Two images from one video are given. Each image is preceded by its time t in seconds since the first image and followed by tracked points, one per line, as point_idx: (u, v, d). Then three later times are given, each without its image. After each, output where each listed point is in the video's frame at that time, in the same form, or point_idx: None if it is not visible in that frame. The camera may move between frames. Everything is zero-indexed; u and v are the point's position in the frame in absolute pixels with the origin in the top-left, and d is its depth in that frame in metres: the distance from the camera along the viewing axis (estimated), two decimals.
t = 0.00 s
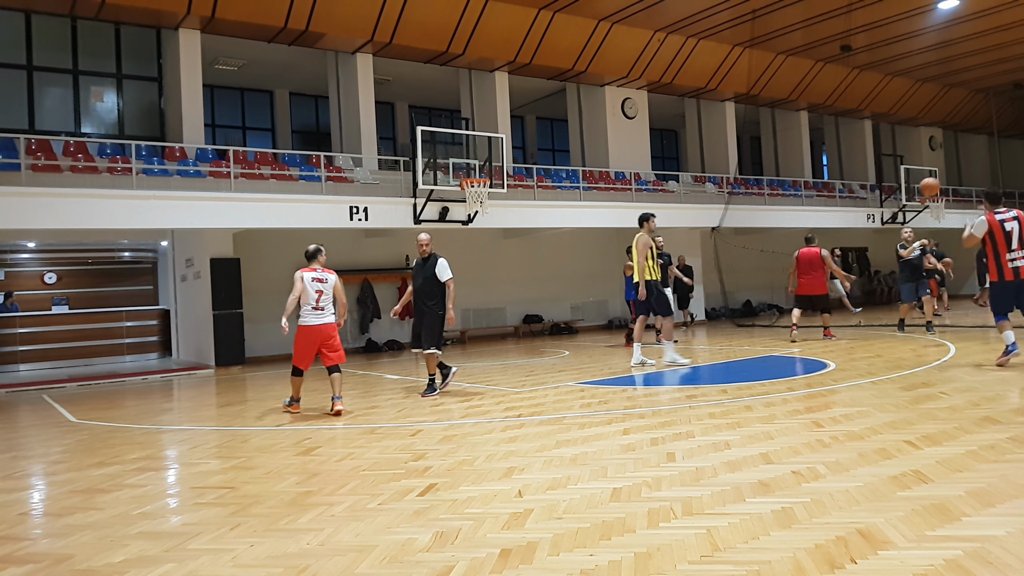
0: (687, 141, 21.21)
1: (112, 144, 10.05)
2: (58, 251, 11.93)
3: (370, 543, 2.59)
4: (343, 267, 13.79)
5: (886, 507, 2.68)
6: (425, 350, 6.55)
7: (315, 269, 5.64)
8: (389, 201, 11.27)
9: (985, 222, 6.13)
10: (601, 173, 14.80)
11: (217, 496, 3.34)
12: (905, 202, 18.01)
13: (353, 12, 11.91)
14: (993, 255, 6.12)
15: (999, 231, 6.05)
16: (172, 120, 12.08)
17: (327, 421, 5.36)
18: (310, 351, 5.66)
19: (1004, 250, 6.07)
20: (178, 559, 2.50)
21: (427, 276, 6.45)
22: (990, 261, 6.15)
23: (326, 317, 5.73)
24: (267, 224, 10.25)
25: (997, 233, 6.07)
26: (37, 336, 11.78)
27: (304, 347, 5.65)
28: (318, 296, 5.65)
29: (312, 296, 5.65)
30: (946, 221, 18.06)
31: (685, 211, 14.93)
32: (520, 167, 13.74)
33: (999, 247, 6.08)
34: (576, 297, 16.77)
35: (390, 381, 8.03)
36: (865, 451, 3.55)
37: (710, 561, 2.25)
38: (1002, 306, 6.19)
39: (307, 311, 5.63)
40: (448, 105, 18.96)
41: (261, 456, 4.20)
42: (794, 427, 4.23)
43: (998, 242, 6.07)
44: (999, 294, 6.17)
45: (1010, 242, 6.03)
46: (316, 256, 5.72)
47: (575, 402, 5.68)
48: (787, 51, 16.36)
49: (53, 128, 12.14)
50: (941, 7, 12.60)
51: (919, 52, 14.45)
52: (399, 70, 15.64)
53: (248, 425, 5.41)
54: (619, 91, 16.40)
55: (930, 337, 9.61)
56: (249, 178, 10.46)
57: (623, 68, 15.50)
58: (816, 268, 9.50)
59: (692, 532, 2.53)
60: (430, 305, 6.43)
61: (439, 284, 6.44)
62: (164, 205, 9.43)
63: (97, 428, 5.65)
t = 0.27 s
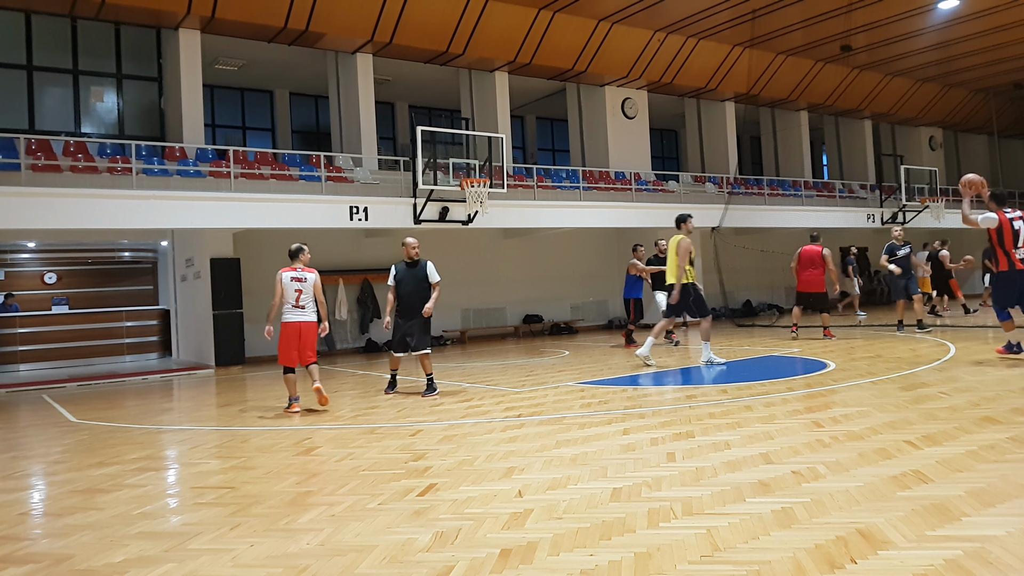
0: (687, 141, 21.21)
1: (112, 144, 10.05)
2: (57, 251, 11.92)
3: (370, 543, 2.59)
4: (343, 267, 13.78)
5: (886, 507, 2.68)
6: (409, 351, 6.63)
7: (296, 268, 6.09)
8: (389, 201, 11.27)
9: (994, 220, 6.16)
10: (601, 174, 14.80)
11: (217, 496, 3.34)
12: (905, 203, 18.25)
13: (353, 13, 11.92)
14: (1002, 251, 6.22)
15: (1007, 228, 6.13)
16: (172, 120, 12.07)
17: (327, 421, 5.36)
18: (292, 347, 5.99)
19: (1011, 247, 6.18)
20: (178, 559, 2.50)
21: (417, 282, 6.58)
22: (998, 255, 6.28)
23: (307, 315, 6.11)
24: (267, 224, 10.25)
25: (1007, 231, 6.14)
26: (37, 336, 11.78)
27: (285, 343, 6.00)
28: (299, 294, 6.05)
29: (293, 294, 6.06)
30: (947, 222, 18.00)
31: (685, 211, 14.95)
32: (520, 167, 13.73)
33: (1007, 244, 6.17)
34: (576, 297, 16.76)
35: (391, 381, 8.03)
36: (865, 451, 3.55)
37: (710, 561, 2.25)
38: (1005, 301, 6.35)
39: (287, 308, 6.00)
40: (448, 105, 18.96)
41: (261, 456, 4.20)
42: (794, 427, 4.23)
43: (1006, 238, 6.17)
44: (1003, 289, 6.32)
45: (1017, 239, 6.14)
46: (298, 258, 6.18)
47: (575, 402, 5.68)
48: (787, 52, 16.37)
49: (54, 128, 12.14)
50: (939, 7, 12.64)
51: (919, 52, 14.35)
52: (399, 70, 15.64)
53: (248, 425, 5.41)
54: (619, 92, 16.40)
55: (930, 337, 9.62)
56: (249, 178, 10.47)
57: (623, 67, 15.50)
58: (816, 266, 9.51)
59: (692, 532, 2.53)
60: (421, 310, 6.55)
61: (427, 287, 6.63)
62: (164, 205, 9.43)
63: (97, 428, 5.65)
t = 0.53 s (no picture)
0: (687, 141, 21.21)
1: (112, 144, 10.03)
2: (57, 251, 11.92)
3: (370, 543, 2.59)
4: (343, 267, 13.79)
5: (886, 507, 2.68)
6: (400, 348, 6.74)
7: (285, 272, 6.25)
8: (389, 201, 11.28)
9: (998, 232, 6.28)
10: (601, 173, 14.79)
11: (216, 496, 3.33)
12: (905, 202, 18.03)
13: (353, 12, 11.92)
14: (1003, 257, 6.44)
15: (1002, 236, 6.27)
16: (172, 119, 12.07)
17: (327, 421, 5.36)
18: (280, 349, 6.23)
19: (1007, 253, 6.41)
20: (177, 559, 2.50)
21: (412, 279, 6.78)
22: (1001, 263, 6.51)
23: (297, 317, 6.28)
24: (266, 225, 10.24)
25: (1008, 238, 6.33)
26: (37, 336, 11.78)
27: (275, 344, 6.25)
28: (286, 299, 6.22)
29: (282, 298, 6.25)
30: (945, 220, 18.52)
31: (685, 210, 14.96)
32: (521, 167, 13.73)
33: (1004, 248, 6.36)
34: (576, 297, 16.76)
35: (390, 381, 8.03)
36: (865, 451, 3.55)
37: (711, 561, 2.25)
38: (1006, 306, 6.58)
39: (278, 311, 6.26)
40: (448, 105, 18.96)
41: (261, 456, 4.19)
42: (794, 427, 4.22)
43: (1007, 247, 6.38)
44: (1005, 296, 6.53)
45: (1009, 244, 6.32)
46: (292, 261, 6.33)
47: (575, 402, 5.68)
48: (787, 51, 16.36)
49: (53, 128, 12.15)
50: (940, 6, 12.77)
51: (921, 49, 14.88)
52: (399, 70, 15.64)
53: (248, 425, 5.41)
54: (619, 92, 16.41)
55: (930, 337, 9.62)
56: (249, 178, 10.42)
57: (623, 67, 15.50)
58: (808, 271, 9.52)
59: (692, 532, 2.53)
60: (419, 306, 6.77)
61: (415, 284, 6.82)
62: (164, 205, 9.44)
63: (97, 428, 5.65)
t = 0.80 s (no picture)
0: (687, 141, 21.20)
1: (112, 144, 10.03)
2: (57, 251, 11.92)
3: (370, 543, 2.59)
4: (343, 267, 13.79)
5: (885, 507, 2.68)
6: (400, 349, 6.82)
7: (284, 273, 6.32)
8: (389, 201, 11.28)
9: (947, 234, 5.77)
10: (601, 173, 14.78)
11: (217, 496, 3.33)
12: (905, 202, 18.09)
13: (354, 13, 11.93)
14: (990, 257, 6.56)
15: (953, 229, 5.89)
16: (172, 119, 12.07)
17: (327, 421, 5.36)
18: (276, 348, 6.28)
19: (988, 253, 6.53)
20: (177, 559, 2.50)
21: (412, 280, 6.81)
22: (972, 265, 6.69)
23: (292, 316, 6.33)
24: (262, 223, 10.21)
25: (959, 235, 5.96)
26: (37, 336, 11.78)
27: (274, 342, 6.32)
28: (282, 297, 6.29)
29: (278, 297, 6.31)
30: (946, 220, 18.37)
31: (685, 211, 14.96)
32: (520, 167, 13.72)
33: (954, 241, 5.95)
34: (576, 297, 16.76)
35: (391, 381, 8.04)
36: (865, 451, 3.55)
37: (710, 561, 2.25)
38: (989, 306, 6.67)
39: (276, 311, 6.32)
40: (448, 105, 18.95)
41: (261, 456, 4.19)
42: (794, 427, 4.23)
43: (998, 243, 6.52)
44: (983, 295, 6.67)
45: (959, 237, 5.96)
46: (290, 262, 6.42)
47: (575, 402, 5.68)
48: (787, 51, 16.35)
49: (54, 128, 12.15)
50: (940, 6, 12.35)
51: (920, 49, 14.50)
52: (399, 70, 15.64)
53: (248, 425, 5.41)
54: (619, 91, 16.40)
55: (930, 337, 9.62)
56: (249, 178, 10.44)
57: (623, 67, 15.50)
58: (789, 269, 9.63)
59: (692, 532, 2.53)
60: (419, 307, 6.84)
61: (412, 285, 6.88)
62: (164, 205, 9.43)
63: (97, 428, 5.65)
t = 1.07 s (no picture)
0: (687, 141, 21.20)
1: (112, 144, 10.03)
2: (57, 251, 11.92)
3: (370, 543, 2.59)
4: (342, 267, 13.79)
5: (885, 507, 2.68)
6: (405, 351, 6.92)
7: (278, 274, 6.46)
8: (389, 201, 11.28)
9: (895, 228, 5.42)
10: (601, 173, 14.76)
11: (216, 496, 3.33)
12: (905, 202, 18.53)
13: (354, 13, 11.93)
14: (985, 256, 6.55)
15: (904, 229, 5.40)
16: (173, 120, 12.07)
17: (327, 422, 5.36)
18: (272, 347, 6.39)
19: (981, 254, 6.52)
20: (177, 559, 2.50)
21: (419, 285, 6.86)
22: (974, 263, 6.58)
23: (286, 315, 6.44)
24: (261, 223, 10.20)
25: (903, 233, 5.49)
26: (37, 336, 11.78)
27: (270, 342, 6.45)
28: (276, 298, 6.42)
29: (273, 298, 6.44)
30: (945, 221, 18.48)
31: (685, 211, 14.97)
32: (520, 167, 13.72)
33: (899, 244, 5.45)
34: (576, 297, 16.76)
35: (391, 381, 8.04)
36: (865, 451, 3.55)
37: (710, 561, 2.25)
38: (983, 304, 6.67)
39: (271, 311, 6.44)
40: (448, 105, 18.95)
41: (261, 456, 4.19)
42: (794, 427, 4.23)
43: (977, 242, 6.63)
44: (975, 294, 6.70)
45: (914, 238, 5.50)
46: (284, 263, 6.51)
47: (575, 402, 5.68)
48: (787, 52, 16.36)
49: (53, 128, 12.15)
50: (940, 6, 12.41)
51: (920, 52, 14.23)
52: (399, 70, 15.64)
53: (248, 425, 5.41)
54: (619, 91, 16.40)
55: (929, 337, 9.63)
56: (249, 178, 10.45)
57: (623, 67, 15.49)
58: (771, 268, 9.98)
59: (692, 532, 2.53)
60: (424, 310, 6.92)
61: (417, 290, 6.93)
62: (163, 205, 9.43)
63: (97, 428, 5.65)
